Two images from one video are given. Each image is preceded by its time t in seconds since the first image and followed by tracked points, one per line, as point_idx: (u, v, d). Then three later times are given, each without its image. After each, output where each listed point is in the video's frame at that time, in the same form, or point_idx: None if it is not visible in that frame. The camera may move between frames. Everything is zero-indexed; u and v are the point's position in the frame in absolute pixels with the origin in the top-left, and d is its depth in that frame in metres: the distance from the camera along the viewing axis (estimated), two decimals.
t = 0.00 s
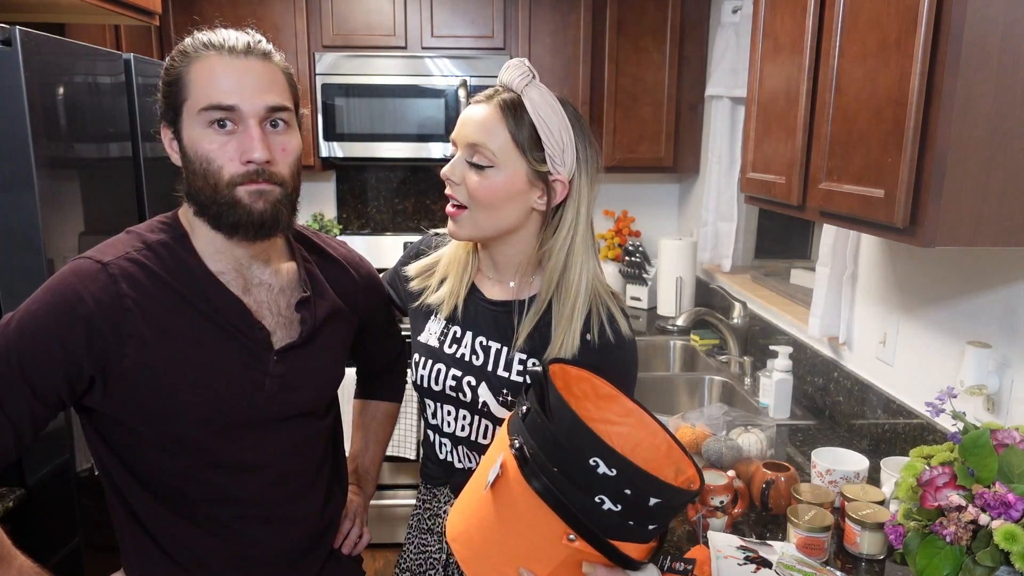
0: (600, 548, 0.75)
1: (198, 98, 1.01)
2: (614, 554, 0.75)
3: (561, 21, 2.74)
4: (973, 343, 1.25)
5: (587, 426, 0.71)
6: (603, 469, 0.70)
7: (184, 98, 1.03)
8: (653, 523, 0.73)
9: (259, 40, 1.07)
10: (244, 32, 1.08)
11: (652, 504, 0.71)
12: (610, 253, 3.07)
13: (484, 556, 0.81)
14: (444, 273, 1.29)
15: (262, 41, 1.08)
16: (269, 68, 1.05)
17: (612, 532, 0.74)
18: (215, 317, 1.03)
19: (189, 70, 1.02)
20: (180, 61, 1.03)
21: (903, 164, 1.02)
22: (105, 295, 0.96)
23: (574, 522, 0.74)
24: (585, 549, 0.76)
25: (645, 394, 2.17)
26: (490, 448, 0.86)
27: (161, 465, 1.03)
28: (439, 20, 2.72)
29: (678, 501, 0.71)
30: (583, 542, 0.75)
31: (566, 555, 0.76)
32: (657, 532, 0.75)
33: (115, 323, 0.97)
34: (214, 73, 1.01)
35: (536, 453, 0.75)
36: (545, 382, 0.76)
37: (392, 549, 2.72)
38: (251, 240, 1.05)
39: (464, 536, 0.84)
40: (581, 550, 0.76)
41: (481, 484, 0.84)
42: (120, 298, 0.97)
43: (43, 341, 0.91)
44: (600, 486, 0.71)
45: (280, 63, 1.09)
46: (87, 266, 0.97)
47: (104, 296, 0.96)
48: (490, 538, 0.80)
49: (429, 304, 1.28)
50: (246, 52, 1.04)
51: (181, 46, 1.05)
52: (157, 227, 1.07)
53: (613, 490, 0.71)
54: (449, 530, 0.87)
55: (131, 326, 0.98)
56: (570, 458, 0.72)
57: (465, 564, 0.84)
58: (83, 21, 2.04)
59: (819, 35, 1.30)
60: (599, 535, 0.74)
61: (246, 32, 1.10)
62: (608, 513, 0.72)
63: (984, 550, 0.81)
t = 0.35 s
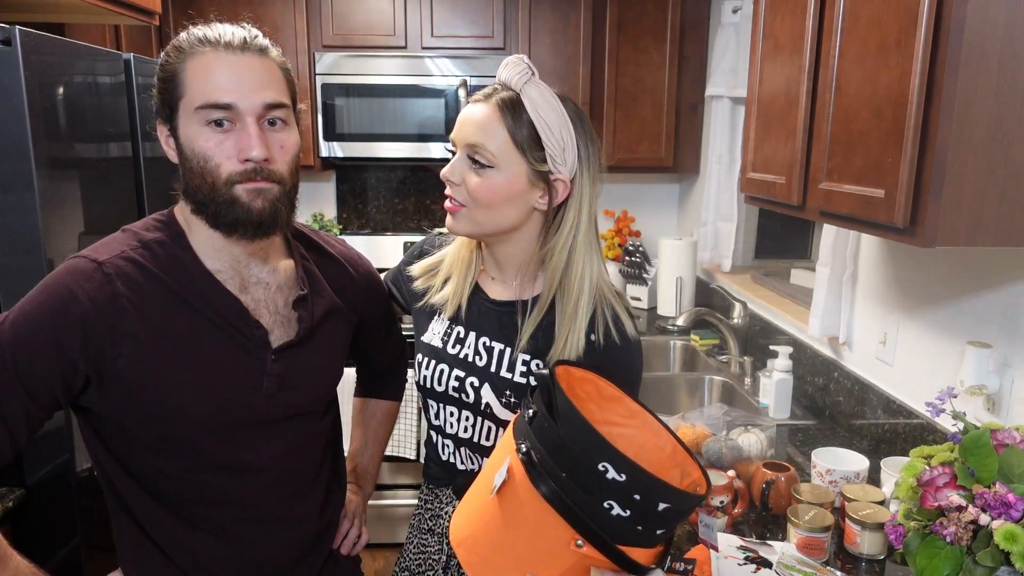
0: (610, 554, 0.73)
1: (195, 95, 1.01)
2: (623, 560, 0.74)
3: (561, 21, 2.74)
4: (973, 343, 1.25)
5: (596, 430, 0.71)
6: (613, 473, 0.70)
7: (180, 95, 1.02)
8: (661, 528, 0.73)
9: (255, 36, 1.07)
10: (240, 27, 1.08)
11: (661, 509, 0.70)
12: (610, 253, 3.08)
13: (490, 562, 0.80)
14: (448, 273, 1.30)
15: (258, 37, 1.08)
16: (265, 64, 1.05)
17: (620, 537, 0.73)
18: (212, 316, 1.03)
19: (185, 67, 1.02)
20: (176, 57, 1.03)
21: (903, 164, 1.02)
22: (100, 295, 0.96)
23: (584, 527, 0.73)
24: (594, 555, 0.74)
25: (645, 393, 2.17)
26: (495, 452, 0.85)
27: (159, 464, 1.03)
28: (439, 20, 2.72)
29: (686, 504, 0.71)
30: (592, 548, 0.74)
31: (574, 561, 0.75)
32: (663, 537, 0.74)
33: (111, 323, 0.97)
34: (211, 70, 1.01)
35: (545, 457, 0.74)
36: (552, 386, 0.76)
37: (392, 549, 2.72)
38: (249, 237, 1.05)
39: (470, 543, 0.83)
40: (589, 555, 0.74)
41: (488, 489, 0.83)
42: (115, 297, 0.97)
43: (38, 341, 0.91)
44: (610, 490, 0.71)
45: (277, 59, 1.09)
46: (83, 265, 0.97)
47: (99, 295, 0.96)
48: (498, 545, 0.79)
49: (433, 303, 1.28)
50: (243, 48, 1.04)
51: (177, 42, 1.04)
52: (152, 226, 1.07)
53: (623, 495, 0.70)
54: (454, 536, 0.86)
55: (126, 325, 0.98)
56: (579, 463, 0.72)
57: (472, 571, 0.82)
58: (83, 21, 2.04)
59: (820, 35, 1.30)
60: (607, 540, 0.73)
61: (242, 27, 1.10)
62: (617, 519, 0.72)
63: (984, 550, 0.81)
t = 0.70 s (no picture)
0: (613, 565, 0.69)
1: (190, 93, 1.01)
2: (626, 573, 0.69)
3: (561, 21, 2.74)
4: (973, 343, 1.25)
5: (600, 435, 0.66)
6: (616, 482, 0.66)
7: (174, 92, 1.02)
8: (665, 540, 0.68)
9: (247, 29, 1.07)
10: (231, 21, 1.08)
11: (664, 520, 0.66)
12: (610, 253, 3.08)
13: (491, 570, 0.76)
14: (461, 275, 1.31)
15: (251, 31, 1.07)
16: (258, 58, 1.05)
17: (622, 548, 0.68)
18: (213, 313, 1.03)
19: (178, 63, 1.02)
20: (169, 53, 1.03)
21: (903, 164, 1.02)
22: (99, 294, 0.96)
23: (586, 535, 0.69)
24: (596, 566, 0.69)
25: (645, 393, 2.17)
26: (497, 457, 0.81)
27: (160, 464, 1.02)
28: (439, 20, 2.72)
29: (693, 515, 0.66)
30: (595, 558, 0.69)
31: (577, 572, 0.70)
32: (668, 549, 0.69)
33: (111, 321, 0.96)
34: (204, 66, 1.01)
35: (547, 464, 0.71)
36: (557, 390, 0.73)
37: (392, 549, 2.72)
38: (248, 233, 1.05)
39: (469, 549, 0.79)
40: (590, 566, 0.70)
41: (489, 494, 0.80)
42: (115, 296, 0.97)
43: (39, 339, 0.91)
44: (612, 500, 0.67)
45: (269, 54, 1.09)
46: (81, 264, 0.97)
47: (101, 293, 0.96)
48: (496, 552, 0.76)
49: (445, 304, 1.30)
50: (235, 43, 1.03)
51: (169, 37, 1.04)
52: (149, 224, 1.07)
53: (626, 504, 0.66)
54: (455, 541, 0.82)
55: (127, 324, 0.98)
56: (581, 470, 0.68)
57: None
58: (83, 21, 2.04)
59: (819, 35, 1.30)
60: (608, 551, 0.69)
61: (232, 20, 1.09)
62: (619, 529, 0.67)
63: (984, 550, 0.81)
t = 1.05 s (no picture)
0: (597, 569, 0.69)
1: (211, 94, 1.00)
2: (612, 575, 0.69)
3: (561, 21, 2.73)
4: (973, 343, 1.25)
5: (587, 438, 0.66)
6: (600, 486, 0.65)
7: (194, 91, 1.00)
8: (653, 546, 0.67)
9: (256, 31, 1.07)
10: (235, 21, 1.07)
11: (651, 526, 0.65)
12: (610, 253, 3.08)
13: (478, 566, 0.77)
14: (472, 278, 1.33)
15: (260, 34, 1.08)
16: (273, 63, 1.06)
17: (608, 552, 0.68)
18: (211, 313, 1.03)
19: (194, 63, 1.00)
20: (180, 52, 1.01)
21: (903, 163, 1.02)
22: (98, 296, 0.96)
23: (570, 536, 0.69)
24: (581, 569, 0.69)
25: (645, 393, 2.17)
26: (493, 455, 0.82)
27: (161, 464, 1.02)
28: (439, 20, 2.72)
29: (684, 523, 0.65)
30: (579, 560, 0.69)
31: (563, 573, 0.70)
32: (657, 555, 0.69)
33: (110, 323, 0.97)
34: (225, 68, 1.01)
35: (533, 464, 0.70)
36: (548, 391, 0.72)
37: (391, 550, 2.72)
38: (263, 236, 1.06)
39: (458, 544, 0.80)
40: (574, 568, 0.69)
41: (481, 492, 0.80)
42: (114, 297, 0.97)
43: (40, 338, 0.91)
44: (597, 504, 0.66)
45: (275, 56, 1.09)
46: (77, 267, 0.96)
47: (102, 293, 0.96)
48: (483, 550, 0.76)
49: (456, 304, 1.32)
50: (252, 47, 1.04)
51: (177, 35, 1.02)
52: (142, 223, 1.06)
53: (610, 509, 0.65)
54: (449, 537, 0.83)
55: (126, 324, 0.98)
56: (567, 472, 0.67)
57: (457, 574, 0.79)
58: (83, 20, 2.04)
59: (819, 35, 1.30)
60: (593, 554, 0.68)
61: (232, 19, 1.08)
62: (604, 533, 0.67)
63: (984, 550, 0.81)
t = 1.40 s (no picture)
0: (619, 561, 0.68)
1: (227, 93, 1.02)
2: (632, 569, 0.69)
3: (561, 21, 2.73)
4: (973, 343, 1.25)
5: (609, 430, 0.66)
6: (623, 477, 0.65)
7: (210, 88, 1.01)
8: (674, 538, 0.67)
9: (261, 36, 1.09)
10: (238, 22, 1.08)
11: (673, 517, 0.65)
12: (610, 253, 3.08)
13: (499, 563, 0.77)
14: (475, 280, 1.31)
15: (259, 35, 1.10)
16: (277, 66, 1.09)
17: (630, 545, 0.68)
18: (192, 315, 1.02)
19: (213, 60, 1.01)
20: (196, 47, 1.01)
21: (903, 163, 1.02)
22: (86, 300, 0.95)
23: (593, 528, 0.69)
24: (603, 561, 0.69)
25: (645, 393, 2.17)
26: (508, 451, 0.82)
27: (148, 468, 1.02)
28: (439, 20, 2.72)
29: (702, 514, 0.66)
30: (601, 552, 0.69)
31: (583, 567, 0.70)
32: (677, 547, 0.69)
33: (88, 331, 0.95)
34: (239, 68, 1.03)
35: (555, 456, 0.71)
36: (566, 384, 0.72)
37: (391, 550, 2.72)
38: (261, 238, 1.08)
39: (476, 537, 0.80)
40: (597, 561, 0.70)
41: (498, 486, 0.80)
42: (89, 307, 0.95)
43: (34, 339, 0.91)
44: (620, 495, 0.66)
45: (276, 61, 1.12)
46: (51, 279, 0.95)
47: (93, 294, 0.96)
48: (505, 543, 0.76)
49: (457, 305, 1.29)
50: (260, 49, 1.06)
51: (190, 30, 1.03)
52: (115, 229, 1.03)
53: (632, 500, 0.66)
54: (464, 536, 0.83)
55: (104, 332, 0.97)
56: (589, 464, 0.67)
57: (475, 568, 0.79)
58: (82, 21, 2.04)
59: (819, 35, 1.30)
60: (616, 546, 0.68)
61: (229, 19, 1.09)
62: (626, 525, 0.67)
63: (984, 550, 0.81)
